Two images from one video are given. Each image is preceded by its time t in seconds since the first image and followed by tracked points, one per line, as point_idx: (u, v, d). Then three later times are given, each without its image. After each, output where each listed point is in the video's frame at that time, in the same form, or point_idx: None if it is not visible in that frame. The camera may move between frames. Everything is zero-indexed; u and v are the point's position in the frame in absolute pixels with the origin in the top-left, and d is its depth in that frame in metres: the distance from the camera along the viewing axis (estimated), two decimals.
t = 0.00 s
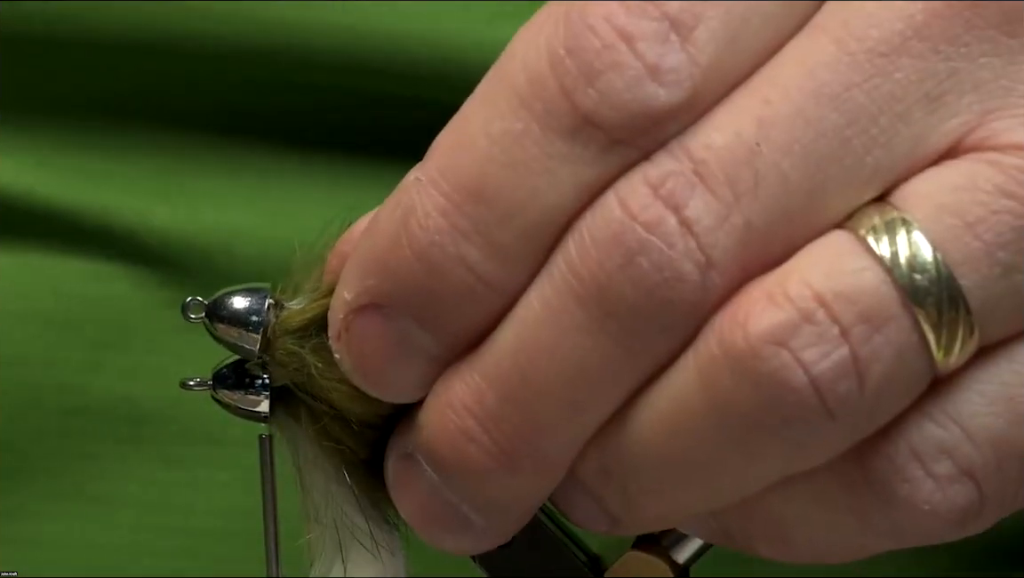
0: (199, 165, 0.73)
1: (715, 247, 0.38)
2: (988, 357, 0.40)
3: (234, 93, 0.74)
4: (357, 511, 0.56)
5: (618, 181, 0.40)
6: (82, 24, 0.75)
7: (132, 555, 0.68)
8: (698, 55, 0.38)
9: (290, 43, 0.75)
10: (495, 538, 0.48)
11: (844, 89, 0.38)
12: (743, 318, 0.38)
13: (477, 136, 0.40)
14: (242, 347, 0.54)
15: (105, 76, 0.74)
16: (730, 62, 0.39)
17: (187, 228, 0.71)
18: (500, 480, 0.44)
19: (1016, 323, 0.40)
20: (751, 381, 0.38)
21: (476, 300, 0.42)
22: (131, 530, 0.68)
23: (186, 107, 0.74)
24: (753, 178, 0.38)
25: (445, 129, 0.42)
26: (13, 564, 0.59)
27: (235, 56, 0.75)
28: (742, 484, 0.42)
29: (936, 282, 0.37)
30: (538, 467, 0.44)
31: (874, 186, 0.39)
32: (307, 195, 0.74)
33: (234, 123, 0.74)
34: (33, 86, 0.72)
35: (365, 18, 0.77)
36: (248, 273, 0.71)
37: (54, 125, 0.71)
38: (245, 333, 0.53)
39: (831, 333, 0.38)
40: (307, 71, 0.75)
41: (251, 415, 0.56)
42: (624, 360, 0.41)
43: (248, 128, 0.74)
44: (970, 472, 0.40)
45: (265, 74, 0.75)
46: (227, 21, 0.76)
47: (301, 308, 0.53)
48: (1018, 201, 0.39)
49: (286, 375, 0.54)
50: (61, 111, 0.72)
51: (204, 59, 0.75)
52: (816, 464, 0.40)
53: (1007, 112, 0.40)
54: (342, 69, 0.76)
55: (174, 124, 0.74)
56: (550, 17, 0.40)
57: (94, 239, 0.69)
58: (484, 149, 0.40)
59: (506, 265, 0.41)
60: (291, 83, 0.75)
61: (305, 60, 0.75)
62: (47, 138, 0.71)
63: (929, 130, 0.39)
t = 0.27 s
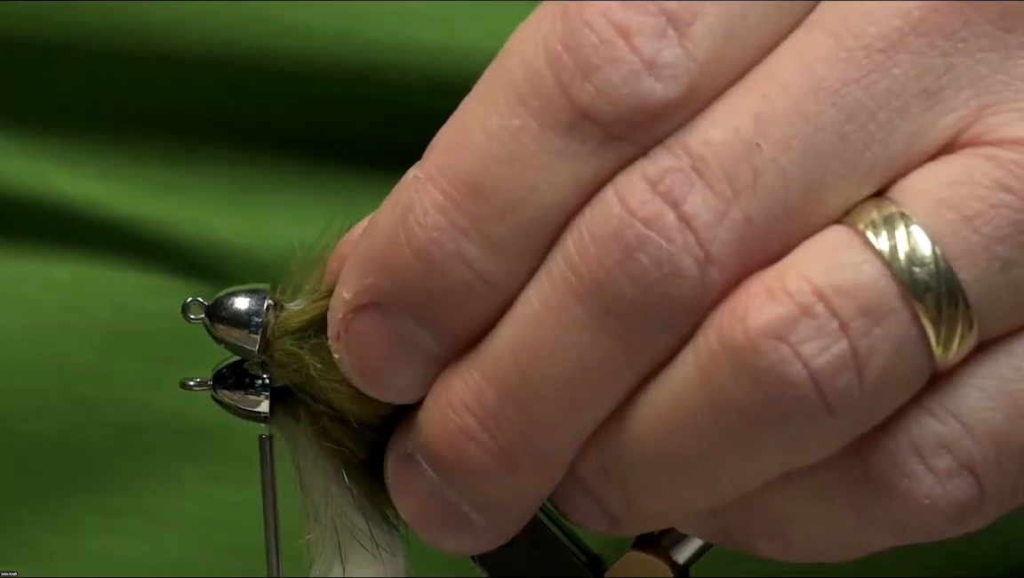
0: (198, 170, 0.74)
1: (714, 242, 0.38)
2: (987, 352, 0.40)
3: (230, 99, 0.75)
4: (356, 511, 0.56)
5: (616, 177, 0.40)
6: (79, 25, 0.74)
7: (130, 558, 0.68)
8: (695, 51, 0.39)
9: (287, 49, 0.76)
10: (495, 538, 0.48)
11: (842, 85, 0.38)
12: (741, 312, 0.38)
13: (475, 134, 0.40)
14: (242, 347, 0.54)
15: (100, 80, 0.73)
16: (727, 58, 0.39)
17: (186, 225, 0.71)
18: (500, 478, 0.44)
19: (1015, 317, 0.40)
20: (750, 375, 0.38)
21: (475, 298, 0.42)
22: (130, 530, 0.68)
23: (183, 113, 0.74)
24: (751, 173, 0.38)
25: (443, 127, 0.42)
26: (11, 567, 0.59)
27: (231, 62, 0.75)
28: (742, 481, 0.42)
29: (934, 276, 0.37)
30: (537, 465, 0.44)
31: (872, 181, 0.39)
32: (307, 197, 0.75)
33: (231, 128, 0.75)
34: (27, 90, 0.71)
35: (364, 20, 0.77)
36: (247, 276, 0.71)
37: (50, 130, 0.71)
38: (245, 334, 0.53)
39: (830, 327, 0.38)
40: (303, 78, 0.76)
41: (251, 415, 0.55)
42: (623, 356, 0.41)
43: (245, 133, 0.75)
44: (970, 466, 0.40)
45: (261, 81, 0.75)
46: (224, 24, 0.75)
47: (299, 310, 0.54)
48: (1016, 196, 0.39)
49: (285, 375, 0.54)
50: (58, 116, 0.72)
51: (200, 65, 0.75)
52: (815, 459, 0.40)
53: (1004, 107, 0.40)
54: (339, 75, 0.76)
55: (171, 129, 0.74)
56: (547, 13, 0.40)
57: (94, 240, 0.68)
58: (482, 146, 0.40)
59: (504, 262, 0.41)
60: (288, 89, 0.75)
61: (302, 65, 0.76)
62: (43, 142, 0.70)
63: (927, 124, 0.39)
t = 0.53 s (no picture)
0: (199, 164, 0.76)
1: (715, 237, 0.38)
2: (988, 350, 0.40)
3: (231, 95, 0.76)
4: (357, 510, 0.56)
5: (617, 173, 0.40)
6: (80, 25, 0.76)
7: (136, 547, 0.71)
8: (697, 47, 0.39)
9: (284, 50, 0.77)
10: (496, 536, 0.48)
11: (844, 81, 0.38)
12: (741, 307, 0.38)
13: (476, 129, 0.40)
14: (244, 343, 0.54)
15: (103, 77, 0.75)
16: (729, 55, 0.39)
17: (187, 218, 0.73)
18: (500, 474, 0.44)
19: (1016, 315, 0.40)
20: (750, 370, 0.38)
21: (476, 295, 0.42)
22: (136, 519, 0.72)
23: (184, 108, 0.76)
24: (752, 169, 0.38)
25: (445, 123, 0.42)
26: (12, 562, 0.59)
27: (232, 60, 0.77)
28: (742, 478, 0.42)
29: (934, 272, 0.37)
30: (537, 462, 0.44)
31: (873, 178, 0.39)
32: (306, 190, 0.77)
33: (230, 124, 0.76)
34: (35, 87, 0.74)
35: (360, 33, 0.77)
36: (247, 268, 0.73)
37: (58, 125, 0.74)
38: (247, 328, 0.53)
39: (831, 322, 0.38)
40: (296, 76, 0.77)
41: (250, 415, 0.55)
42: (624, 352, 0.41)
43: (245, 128, 0.76)
44: (971, 464, 0.40)
45: (257, 78, 0.76)
46: (223, 24, 0.77)
47: (301, 305, 0.54)
48: (1017, 193, 0.39)
49: (286, 372, 0.54)
50: (64, 111, 0.74)
51: (202, 62, 0.76)
52: (815, 455, 0.40)
53: (1006, 104, 0.40)
54: (333, 71, 0.77)
55: (174, 124, 0.76)
56: (549, 9, 0.40)
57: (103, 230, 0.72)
58: (483, 142, 0.40)
59: (504, 257, 0.42)
60: (282, 87, 0.77)
61: (295, 62, 0.77)
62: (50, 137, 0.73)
63: (928, 122, 0.39)
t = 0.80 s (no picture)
0: (201, 152, 0.76)
1: (713, 238, 0.38)
2: (987, 349, 0.40)
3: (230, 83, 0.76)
4: (357, 512, 0.56)
5: (615, 173, 0.40)
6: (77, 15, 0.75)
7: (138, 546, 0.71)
8: (693, 47, 0.39)
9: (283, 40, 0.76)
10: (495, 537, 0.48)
11: (842, 82, 0.38)
12: (739, 308, 0.38)
13: (473, 130, 0.40)
14: (243, 343, 0.54)
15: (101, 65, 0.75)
16: (726, 55, 0.39)
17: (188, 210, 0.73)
18: (499, 475, 0.44)
19: (1015, 314, 0.40)
20: (748, 371, 0.38)
21: (475, 296, 0.42)
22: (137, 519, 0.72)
23: (184, 97, 0.75)
24: (750, 169, 0.38)
25: (443, 124, 0.42)
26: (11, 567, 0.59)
27: (232, 52, 0.76)
28: (741, 478, 0.42)
29: (933, 271, 0.37)
30: (537, 462, 0.44)
31: (872, 178, 0.39)
32: (307, 180, 0.77)
33: (231, 112, 0.76)
34: (35, 76, 0.74)
35: (366, 13, 0.77)
36: (249, 256, 0.73)
37: (58, 114, 0.74)
38: (246, 329, 0.53)
39: (829, 323, 0.38)
40: (296, 64, 0.76)
41: (250, 415, 0.55)
42: (622, 353, 0.41)
43: (245, 117, 0.76)
44: (970, 464, 0.40)
45: (256, 67, 0.76)
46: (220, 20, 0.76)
47: (300, 306, 0.54)
48: (1015, 193, 0.39)
49: (286, 373, 0.54)
50: (65, 99, 0.74)
51: (202, 54, 0.76)
52: (814, 455, 0.40)
53: (1004, 104, 0.40)
54: (332, 60, 0.77)
55: (174, 113, 0.75)
56: (546, 10, 0.40)
57: (104, 216, 0.72)
58: (481, 142, 0.40)
59: (503, 258, 0.42)
60: (282, 75, 0.76)
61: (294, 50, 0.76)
62: (50, 125, 0.73)
63: (926, 122, 0.39)
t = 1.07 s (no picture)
0: (201, 156, 0.76)
1: (713, 237, 0.38)
2: (987, 349, 0.40)
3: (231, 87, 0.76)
4: (357, 511, 0.56)
5: (615, 172, 0.40)
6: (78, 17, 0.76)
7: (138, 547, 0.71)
8: (694, 47, 0.39)
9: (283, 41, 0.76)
10: (495, 536, 0.48)
11: (843, 82, 0.38)
12: (739, 307, 0.38)
13: (474, 129, 0.40)
14: (243, 341, 0.54)
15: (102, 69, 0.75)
16: (726, 54, 0.39)
17: (189, 212, 0.73)
18: (499, 474, 0.44)
19: (1015, 314, 0.40)
20: (748, 370, 0.38)
21: (475, 295, 0.42)
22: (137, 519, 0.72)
23: (184, 101, 0.76)
24: (751, 169, 0.38)
25: (443, 124, 0.42)
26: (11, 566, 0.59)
27: (233, 52, 0.76)
28: (741, 477, 0.42)
29: (933, 271, 0.37)
30: (537, 461, 0.44)
31: (872, 178, 0.39)
32: (307, 185, 0.77)
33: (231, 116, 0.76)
34: (35, 79, 0.74)
35: (367, 17, 0.77)
36: (250, 260, 0.73)
37: (59, 118, 0.74)
38: (247, 327, 0.53)
39: (829, 322, 0.38)
40: (295, 67, 0.76)
41: (250, 415, 0.55)
42: (622, 352, 0.41)
43: (245, 121, 0.76)
44: (970, 463, 0.40)
45: (256, 70, 0.76)
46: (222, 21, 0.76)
47: (302, 303, 0.54)
48: (1015, 192, 0.39)
49: (286, 373, 0.54)
50: (65, 103, 0.74)
51: (203, 54, 0.76)
52: (815, 454, 0.40)
53: (1005, 104, 0.40)
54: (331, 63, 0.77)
55: (174, 115, 0.76)
56: (547, 9, 0.40)
57: (105, 220, 0.72)
58: (481, 142, 0.40)
59: (503, 258, 0.42)
60: (281, 78, 0.76)
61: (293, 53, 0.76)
62: (51, 129, 0.73)
63: (927, 122, 0.39)
